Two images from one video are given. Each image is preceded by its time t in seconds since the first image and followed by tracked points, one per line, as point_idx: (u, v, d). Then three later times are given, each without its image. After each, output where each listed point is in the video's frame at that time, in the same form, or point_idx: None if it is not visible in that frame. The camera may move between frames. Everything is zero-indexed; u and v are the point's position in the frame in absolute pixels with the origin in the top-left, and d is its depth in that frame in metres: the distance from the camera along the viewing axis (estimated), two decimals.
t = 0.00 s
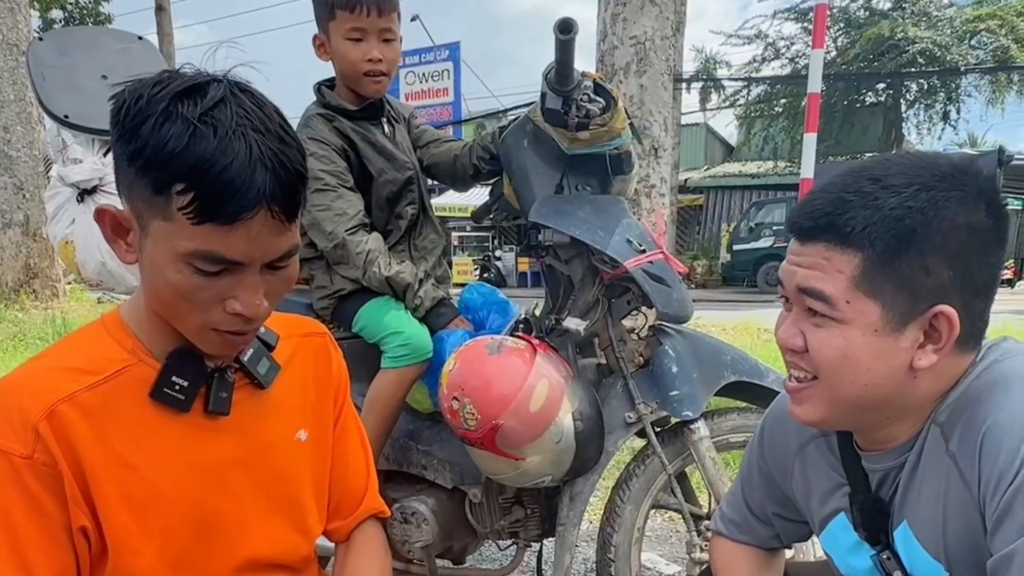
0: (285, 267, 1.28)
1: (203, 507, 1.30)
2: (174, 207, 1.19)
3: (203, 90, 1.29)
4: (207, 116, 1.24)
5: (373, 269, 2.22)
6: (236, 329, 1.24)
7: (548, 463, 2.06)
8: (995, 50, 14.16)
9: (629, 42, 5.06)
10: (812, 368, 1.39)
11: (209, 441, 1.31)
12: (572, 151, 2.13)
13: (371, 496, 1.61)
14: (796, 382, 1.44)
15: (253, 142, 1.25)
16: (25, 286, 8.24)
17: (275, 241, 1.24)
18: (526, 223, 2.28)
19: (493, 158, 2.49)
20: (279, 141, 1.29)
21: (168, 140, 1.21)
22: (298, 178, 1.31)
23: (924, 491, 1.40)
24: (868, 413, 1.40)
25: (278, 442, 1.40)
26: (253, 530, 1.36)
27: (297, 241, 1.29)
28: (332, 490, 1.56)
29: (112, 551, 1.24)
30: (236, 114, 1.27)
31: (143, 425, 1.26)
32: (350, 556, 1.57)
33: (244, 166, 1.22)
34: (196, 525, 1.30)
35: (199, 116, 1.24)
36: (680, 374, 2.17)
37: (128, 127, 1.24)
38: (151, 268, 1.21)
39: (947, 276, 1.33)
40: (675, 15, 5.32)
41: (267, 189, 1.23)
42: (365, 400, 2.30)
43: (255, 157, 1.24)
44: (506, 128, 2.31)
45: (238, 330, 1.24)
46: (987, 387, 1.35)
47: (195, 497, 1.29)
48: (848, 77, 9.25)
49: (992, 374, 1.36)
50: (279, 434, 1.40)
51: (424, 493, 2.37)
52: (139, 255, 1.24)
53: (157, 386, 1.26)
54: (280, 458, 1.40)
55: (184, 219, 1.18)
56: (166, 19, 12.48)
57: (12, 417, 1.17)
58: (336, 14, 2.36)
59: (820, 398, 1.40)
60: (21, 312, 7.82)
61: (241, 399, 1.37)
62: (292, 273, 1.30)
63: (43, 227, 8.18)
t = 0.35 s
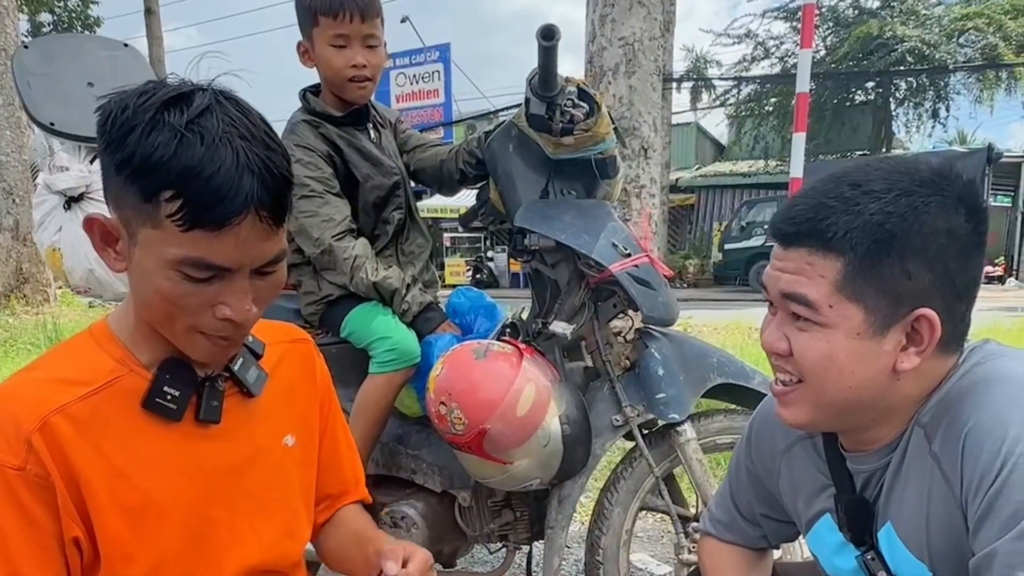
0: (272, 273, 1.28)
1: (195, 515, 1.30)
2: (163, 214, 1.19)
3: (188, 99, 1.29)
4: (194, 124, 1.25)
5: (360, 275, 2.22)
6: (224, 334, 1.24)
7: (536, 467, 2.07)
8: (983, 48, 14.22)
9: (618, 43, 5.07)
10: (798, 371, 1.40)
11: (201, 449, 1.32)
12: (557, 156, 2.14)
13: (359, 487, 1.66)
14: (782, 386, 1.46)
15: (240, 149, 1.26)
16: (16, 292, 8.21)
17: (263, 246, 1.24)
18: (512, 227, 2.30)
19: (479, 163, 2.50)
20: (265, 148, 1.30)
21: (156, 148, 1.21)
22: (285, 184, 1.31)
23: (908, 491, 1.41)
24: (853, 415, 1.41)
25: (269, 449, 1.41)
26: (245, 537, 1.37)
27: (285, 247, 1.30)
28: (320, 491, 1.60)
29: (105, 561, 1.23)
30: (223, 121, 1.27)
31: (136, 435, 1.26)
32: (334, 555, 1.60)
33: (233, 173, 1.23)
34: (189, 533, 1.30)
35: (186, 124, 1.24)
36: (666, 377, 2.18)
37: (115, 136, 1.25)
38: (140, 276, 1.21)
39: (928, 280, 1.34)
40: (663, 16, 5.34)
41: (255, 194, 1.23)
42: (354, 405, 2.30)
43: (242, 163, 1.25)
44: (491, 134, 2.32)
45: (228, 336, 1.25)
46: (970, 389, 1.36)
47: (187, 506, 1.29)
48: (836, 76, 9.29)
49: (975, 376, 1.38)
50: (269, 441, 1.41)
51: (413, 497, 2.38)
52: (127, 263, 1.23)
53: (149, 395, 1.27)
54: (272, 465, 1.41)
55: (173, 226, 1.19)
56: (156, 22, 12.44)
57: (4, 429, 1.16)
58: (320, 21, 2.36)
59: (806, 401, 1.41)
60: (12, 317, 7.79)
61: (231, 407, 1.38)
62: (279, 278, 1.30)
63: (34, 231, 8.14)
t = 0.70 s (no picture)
0: (259, 273, 1.28)
1: (179, 518, 1.30)
2: (152, 212, 1.19)
3: (178, 101, 1.30)
4: (183, 124, 1.25)
5: (350, 279, 2.22)
6: (213, 333, 1.24)
7: (528, 468, 2.07)
8: (974, 46, 14.28)
9: (609, 44, 5.07)
10: (789, 369, 1.40)
11: (185, 453, 1.31)
12: (545, 158, 2.15)
13: (360, 490, 1.65)
14: (778, 386, 1.46)
15: (229, 148, 1.26)
16: (8, 298, 8.18)
17: (251, 244, 1.24)
18: (502, 230, 2.30)
19: (469, 166, 2.51)
20: (254, 148, 1.31)
21: (145, 147, 1.21)
22: (273, 185, 1.32)
23: (901, 487, 1.42)
24: (846, 412, 1.41)
25: (254, 453, 1.40)
26: (231, 541, 1.36)
27: (273, 247, 1.30)
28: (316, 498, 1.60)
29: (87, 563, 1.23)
30: (212, 121, 1.28)
31: (119, 437, 1.26)
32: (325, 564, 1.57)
33: (222, 171, 1.23)
34: (174, 537, 1.30)
35: (175, 124, 1.25)
36: (657, 377, 2.18)
37: (104, 137, 1.24)
38: (129, 275, 1.20)
39: (918, 277, 1.35)
40: (654, 17, 5.34)
41: (243, 192, 1.24)
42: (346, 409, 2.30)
43: (231, 162, 1.25)
44: (480, 136, 2.32)
45: (217, 334, 1.24)
46: (961, 387, 1.36)
47: (170, 509, 1.29)
48: (828, 75, 9.30)
49: (966, 374, 1.38)
50: (254, 445, 1.41)
51: (406, 501, 2.37)
52: (115, 263, 1.23)
53: (133, 398, 1.27)
54: (257, 469, 1.40)
55: (162, 223, 1.18)
56: (147, 26, 12.41)
57: None
58: (303, 25, 2.36)
59: (801, 399, 1.42)
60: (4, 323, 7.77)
61: (215, 411, 1.38)
62: (266, 278, 1.30)
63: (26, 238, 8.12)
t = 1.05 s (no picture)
0: (244, 274, 1.28)
1: (157, 526, 1.30)
2: (140, 210, 1.19)
3: (163, 103, 1.30)
4: (170, 124, 1.26)
5: (341, 283, 2.22)
6: (202, 334, 1.23)
7: (520, 471, 2.07)
8: (968, 43, 14.29)
9: (602, 45, 5.07)
10: (777, 368, 1.40)
11: (163, 460, 1.31)
12: (533, 161, 2.17)
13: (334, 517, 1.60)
14: (764, 384, 1.46)
15: (216, 148, 1.27)
16: (6, 305, 8.19)
17: (237, 244, 1.25)
18: (493, 233, 2.30)
19: (458, 169, 2.50)
20: (240, 149, 1.32)
21: (132, 147, 1.21)
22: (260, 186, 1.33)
23: (889, 485, 1.42)
24: (835, 411, 1.41)
25: (238, 460, 1.39)
26: (211, 549, 1.36)
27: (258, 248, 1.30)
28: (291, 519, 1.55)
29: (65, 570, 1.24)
30: (199, 122, 1.29)
31: (96, 444, 1.26)
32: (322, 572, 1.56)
33: (210, 170, 1.24)
34: (153, 544, 1.30)
35: (163, 124, 1.26)
36: (648, 379, 2.19)
37: (89, 138, 1.24)
38: (114, 275, 1.20)
39: (904, 274, 1.35)
40: (647, 18, 5.34)
41: (231, 190, 1.25)
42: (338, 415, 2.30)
43: (219, 162, 1.26)
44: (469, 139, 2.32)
45: (205, 335, 1.24)
46: (947, 385, 1.36)
47: (148, 516, 1.29)
48: (822, 74, 9.31)
49: (951, 372, 1.38)
50: (239, 453, 1.40)
51: (400, 505, 2.37)
52: (101, 264, 1.22)
53: (110, 405, 1.27)
54: (242, 476, 1.39)
55: (150, 222, 1.19)
56: (142, 32, 12.41)
57: None
58: (291, 31, 2.36)
59: (789, 398, 1.41)
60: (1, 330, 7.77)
61: (197, 418, 1.37)
62: (252, 280, 1.30)
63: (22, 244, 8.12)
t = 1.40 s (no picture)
0: (241, 277, 1.28)
1: (156, 533, 1.32)
2: (132, 217, 1.19)
3: (154, 105, 1.30)
4: (160, 128, 1.26)
5: (343, 285, 2.23)
6: (196, 340, 1.24)
7: (523, 472, 2.07)
8: (968, 41, 14.27)
9: (602, 46, 5.08)
10: (782, 367, 1.40)
11: (161, 468, 1.31)
12: (535, 162, 2.17)
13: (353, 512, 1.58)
14: (767, 382, 1.46)
15: (207, 151, 1.27)
16: (8, 309, 8.20)
17: (231, 248, 1.24)
18: (495, 234, 2.31)
19: (460, 171, 2.51)
20: (233, 151, 1.31)
21: (122, 152, 1.21)
22: (253, 188, 1.33)
23: (893, 484, 1.42)
24: (839, 409, 1.41)
25: (239, 466, 1.39)
26: (213, 553, 1.37)
27: (254, 251, 1.30)
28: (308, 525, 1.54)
29: None
30: (190, 125, 1.28)
31: (92, 454, 1.27)
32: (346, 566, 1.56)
33: (202, 174, 1.24)
34: (157, 550, 1.32)
35: (153, 128, 1.25)
36: (650, 378, 2.19)
37: (79, 144, 1.24)
38: (108, 282, 1.20)
39: (908, 271, 1.35)
40: (647, 18, 5.35)
41: (224, 194, 1.24)
42: (341, 416, 2.30)
43: (211, 165, 1.26)
44: (471, 140, 2.33)
45: (199, 341, 1.25)
46: (951, 382, 1.36)
47: (147, 524, 1.31)
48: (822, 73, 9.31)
49: (956, 369, 1.38)
50: (241, 457, 1.39)
51: (403, 506, 2.37)
52: (95, 272, 1.23)
53: (106, 414, 1.27)
54: (243, 482, 1.39)
55: (143, 228, 1.19)
56: (142, 36, 12.43)
57: None
58: (292, 33, 2.37)
59: (791, 396, 1.42)
60: (5, 334, 7.79)
61: (198, 424, 1.36)
62: (248, 284, 1.30)
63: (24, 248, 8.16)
